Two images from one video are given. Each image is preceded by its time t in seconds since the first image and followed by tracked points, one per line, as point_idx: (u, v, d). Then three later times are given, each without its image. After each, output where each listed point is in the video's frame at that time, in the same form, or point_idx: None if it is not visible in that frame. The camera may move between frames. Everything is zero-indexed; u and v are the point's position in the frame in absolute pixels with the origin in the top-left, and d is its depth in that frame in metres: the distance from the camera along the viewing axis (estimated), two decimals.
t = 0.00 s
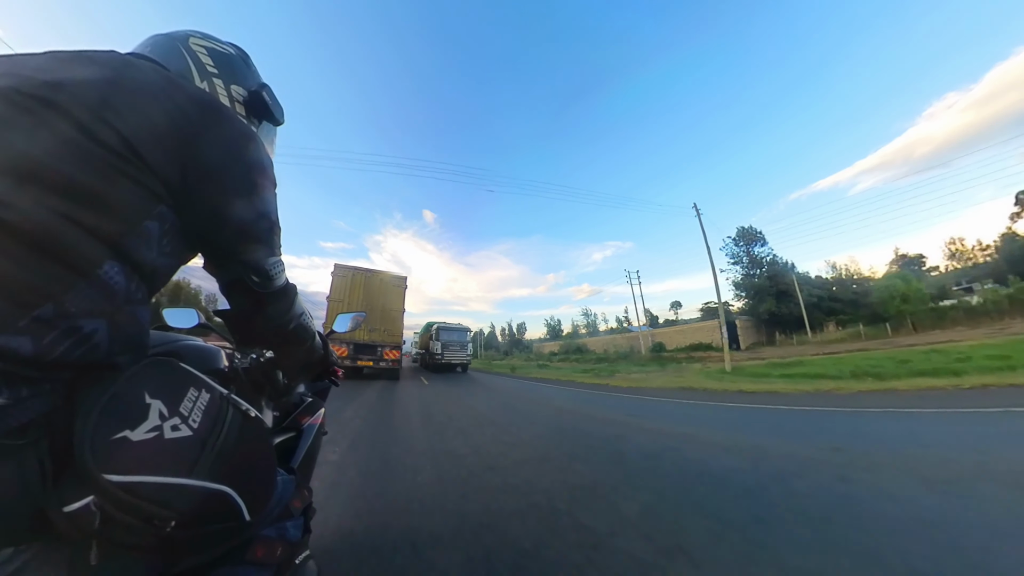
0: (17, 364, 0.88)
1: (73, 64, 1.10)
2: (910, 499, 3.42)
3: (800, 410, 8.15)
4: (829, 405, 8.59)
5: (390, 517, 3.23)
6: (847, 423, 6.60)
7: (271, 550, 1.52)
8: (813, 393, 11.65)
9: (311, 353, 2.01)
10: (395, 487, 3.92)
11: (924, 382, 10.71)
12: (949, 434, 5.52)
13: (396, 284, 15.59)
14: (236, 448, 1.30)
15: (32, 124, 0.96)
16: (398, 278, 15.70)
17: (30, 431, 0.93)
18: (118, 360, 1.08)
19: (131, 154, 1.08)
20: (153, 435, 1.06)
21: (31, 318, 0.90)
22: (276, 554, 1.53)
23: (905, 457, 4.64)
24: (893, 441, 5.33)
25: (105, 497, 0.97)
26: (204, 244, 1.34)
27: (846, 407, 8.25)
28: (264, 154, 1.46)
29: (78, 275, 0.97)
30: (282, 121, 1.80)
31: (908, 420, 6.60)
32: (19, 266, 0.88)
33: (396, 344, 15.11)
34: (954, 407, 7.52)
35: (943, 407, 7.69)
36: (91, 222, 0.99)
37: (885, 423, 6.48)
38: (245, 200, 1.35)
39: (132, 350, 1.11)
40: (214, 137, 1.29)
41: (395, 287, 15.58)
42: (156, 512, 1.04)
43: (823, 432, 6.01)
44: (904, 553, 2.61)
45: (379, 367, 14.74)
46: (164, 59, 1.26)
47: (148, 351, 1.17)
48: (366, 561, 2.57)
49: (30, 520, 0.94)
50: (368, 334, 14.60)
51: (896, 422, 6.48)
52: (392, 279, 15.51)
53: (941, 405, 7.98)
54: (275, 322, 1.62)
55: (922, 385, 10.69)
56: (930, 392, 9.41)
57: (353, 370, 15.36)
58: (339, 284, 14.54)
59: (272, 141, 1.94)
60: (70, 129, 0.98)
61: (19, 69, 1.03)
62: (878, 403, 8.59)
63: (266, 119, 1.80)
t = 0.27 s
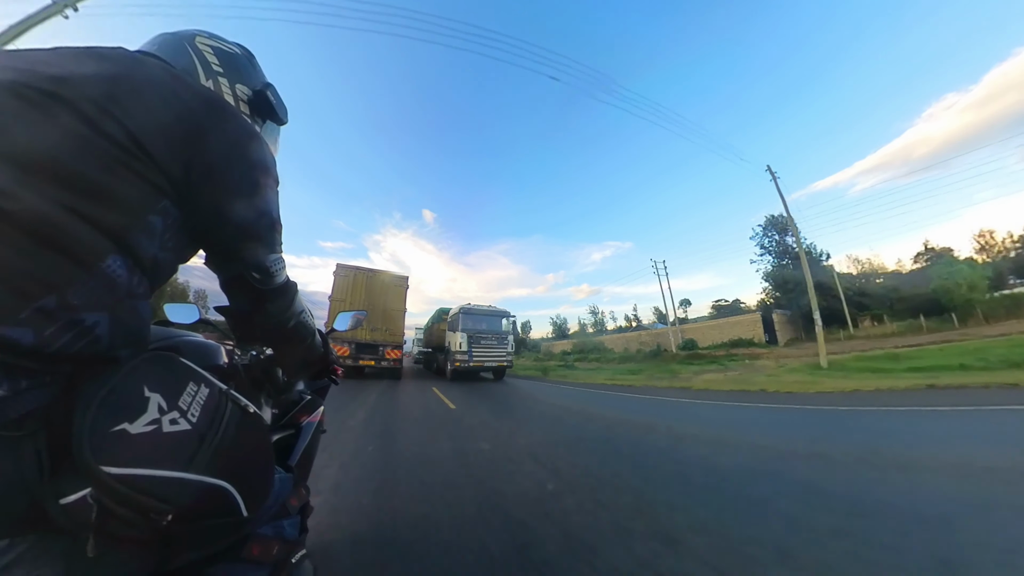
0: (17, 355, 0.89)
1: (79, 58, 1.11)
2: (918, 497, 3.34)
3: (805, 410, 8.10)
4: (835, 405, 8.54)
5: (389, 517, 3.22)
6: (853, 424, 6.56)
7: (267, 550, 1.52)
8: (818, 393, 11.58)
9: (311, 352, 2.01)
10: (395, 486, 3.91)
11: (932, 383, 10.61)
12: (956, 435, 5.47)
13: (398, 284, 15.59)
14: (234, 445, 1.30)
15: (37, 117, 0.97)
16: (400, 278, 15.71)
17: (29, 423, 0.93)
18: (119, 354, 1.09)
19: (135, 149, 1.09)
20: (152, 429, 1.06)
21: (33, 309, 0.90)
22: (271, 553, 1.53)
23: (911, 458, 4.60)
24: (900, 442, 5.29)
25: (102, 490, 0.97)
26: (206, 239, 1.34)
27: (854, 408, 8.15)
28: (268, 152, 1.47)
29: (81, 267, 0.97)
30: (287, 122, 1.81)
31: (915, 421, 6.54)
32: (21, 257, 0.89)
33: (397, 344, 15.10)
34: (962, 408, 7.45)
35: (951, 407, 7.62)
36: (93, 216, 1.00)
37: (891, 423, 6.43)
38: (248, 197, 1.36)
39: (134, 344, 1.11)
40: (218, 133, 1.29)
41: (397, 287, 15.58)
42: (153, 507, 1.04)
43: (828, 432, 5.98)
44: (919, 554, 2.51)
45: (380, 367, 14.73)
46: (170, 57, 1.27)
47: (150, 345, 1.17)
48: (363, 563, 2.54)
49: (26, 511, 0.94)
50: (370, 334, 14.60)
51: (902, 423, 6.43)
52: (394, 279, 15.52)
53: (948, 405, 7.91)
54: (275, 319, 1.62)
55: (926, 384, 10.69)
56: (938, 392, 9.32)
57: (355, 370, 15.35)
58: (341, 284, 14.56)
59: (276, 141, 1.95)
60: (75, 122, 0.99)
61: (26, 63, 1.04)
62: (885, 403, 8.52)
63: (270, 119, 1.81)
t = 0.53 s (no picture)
0: (25, 349, 0.91)
1: (90, 59, 1.13)
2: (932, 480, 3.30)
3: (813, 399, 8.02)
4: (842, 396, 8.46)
5: (391, 513, 3.21)
6: (861, 414, 6.49)
7: (266, 545, 1.52)
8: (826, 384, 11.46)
9: (312, 349, 2.02)
10: (397, 483, 3.90)
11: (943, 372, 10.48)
12: (967, 423, 5.40)
13: (400, 284, 15.65)
14: (235, 440, 1.32)
15: (48, 116, 0.99)
16: (402, 278, 15.75)
17: (35, 416, 0.95)
18: (124, 350, 1.10)
19: (143, 148, 1.11)
20: (155, 423, 1.08)
21: (42, 304, 0.91)
22: (270, 549, 1.53)
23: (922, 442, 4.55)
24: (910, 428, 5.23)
25: (105, 482, 0.99)
26: (211, 236, 1.36)
27: (862, 398, 8.06)
28: (273, 151, 1.49)
29: (89, 263, 0.99)
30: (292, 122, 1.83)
31: (925, 410, 6.47)
32: (31, 253, 0.90)
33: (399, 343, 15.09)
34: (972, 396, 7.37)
35: (961, 396, 7.53)
36: (102, 213, 1.02)
37: (900, 412, 6.36)
38: (252, 195, 1.38)
39: (137, 340, 1.14)
40: (225, 133, 1.31)
41: (399, 287, 15.63)
42: (154, 500, 1.05)
43: (835, 421, 5.92)
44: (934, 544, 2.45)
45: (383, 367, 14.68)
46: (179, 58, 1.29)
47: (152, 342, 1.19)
48: (362, 559, 2.53)
49: (30, 503, 0.95)
50: (372, 333, 14.61)
51: (911, 411, 6.36)
52: (396, 279, 15.58)
53: (958, 394, 7.83)
54: (278, 316, 1.63)
55: (934, 373, 10.54)
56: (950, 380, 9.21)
57: (357, 370, 15.32)
58: (343, 284, 14.62)
59: (282, 141, 1.98)
60: (85, 121, 1.01)
61: (38, 64, 1.06)
62: (895, 393, 8.42)
63: (277, 119, 1.83)
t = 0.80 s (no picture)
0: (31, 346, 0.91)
1: (96, 60, 1.14)
2: (937, 472, 3.28)
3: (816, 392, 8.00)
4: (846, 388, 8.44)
5: (393, 513, 3.20)
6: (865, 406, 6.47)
7: (267, 543, 1.52)
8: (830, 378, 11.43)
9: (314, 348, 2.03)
10: (399, 483, 3.90)
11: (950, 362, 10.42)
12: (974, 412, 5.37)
13: (401, 284, 15.68)
14: (237, 437, 1.32)
15: (55, 115, 0.99)
16: (403, 279, 15.78)
17: (41, 414, 0.95)
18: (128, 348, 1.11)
19: (149, 148, 1.12)
20: (158, 421, 1.09)
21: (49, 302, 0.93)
22: (271, 547, 1.53)
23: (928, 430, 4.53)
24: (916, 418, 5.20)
25: (110, 479, 0.99)
26: (215, 235, 1.37)
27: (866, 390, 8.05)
28: (277, 151, 1.50)
29: (95, 262, 1.00)
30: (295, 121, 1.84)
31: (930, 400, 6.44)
32: (38, 252, 0.91)
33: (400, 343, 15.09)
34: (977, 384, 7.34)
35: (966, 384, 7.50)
36: (107, 211, 1.03)
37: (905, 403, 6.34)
38: (256, 194, 1.39)
39: (142, 339, 1.14)
40: (229, 133, 1.32)
41: (400, 287, 15.67)
42: (158, 496, 1.06)
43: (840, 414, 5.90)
44: (937, 531, 2.45)
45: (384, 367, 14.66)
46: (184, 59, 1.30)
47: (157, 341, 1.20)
48: (364, 558, 2.53)
49: (35, 499, 0.96)
50: (373, 333, 14.61)
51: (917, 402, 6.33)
52: (397, 280, 15.62)
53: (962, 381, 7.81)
54: (280, 315, 1.64)
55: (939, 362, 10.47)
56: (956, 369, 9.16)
57: (359, 370, 15.31)
58: (344, 285, 14.66)
59: (284, 141, 1.99)
60: (92, 121, 1.02)
61: (45, 65, 1.07)
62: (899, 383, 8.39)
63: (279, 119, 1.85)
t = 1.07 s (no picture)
0: (34, 347, 0.91)
1: (96, 61, 1.14)
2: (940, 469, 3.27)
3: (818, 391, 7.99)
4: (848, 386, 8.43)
5: (395, 513, 3.20)
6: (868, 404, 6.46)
7: (270, 543, 1.50)
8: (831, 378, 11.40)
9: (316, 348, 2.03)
10: (401, 483, 3.89)
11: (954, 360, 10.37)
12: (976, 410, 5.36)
13: (402, 284, 15.69)
14: (238, 438, 1.32)
15: (56, 116, 0.99)
16: (404, 278, 15.79)
17: (43, 415, 0.95)
18: (130, 350, 1.11)
19: (149, 149, 1.11)
20: (160, 422, 1.09)
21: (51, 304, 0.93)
22: (274, 546, 1.50)
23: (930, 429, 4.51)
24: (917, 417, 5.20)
25: (111, 479, 0.99)
26: (216, 235, 1.37)
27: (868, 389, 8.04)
28: (277, 151, 1.49)
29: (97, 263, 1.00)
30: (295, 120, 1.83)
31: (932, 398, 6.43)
32: (39, 252, 0.91)
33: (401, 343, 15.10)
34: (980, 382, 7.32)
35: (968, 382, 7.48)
36: (108, 212, 1.03)
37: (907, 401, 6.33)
38: (256, 194, 1.38)
39: (145, 340, 1.14)
40: (230, 133, 1.32)
41: (400, 287, 15.67)
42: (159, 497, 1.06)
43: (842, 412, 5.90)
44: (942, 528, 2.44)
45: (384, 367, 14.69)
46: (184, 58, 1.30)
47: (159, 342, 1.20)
48: (366, 559, 2.52)
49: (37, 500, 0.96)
50: (374, 333, 14.62)
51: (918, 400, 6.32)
52: (398, 280, 15.63)
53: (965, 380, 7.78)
54: (282, 314, 1.64)
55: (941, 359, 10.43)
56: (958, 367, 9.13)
57: (359, 370, 15.32)
58: (345, 285, 14.67)
59: (284, 141, 1.99)
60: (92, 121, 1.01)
61: (46, 65, 1.07)
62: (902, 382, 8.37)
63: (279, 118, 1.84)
